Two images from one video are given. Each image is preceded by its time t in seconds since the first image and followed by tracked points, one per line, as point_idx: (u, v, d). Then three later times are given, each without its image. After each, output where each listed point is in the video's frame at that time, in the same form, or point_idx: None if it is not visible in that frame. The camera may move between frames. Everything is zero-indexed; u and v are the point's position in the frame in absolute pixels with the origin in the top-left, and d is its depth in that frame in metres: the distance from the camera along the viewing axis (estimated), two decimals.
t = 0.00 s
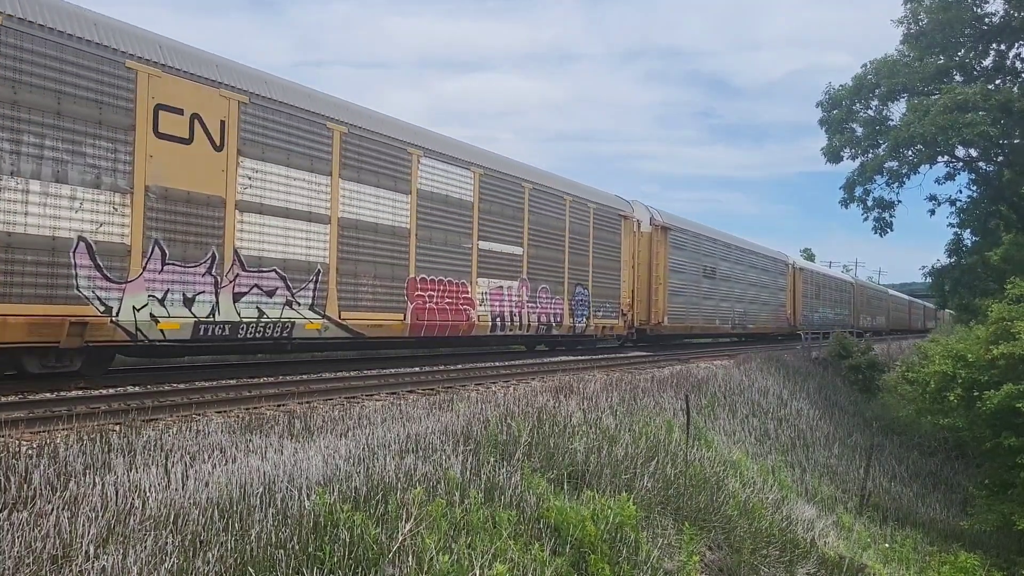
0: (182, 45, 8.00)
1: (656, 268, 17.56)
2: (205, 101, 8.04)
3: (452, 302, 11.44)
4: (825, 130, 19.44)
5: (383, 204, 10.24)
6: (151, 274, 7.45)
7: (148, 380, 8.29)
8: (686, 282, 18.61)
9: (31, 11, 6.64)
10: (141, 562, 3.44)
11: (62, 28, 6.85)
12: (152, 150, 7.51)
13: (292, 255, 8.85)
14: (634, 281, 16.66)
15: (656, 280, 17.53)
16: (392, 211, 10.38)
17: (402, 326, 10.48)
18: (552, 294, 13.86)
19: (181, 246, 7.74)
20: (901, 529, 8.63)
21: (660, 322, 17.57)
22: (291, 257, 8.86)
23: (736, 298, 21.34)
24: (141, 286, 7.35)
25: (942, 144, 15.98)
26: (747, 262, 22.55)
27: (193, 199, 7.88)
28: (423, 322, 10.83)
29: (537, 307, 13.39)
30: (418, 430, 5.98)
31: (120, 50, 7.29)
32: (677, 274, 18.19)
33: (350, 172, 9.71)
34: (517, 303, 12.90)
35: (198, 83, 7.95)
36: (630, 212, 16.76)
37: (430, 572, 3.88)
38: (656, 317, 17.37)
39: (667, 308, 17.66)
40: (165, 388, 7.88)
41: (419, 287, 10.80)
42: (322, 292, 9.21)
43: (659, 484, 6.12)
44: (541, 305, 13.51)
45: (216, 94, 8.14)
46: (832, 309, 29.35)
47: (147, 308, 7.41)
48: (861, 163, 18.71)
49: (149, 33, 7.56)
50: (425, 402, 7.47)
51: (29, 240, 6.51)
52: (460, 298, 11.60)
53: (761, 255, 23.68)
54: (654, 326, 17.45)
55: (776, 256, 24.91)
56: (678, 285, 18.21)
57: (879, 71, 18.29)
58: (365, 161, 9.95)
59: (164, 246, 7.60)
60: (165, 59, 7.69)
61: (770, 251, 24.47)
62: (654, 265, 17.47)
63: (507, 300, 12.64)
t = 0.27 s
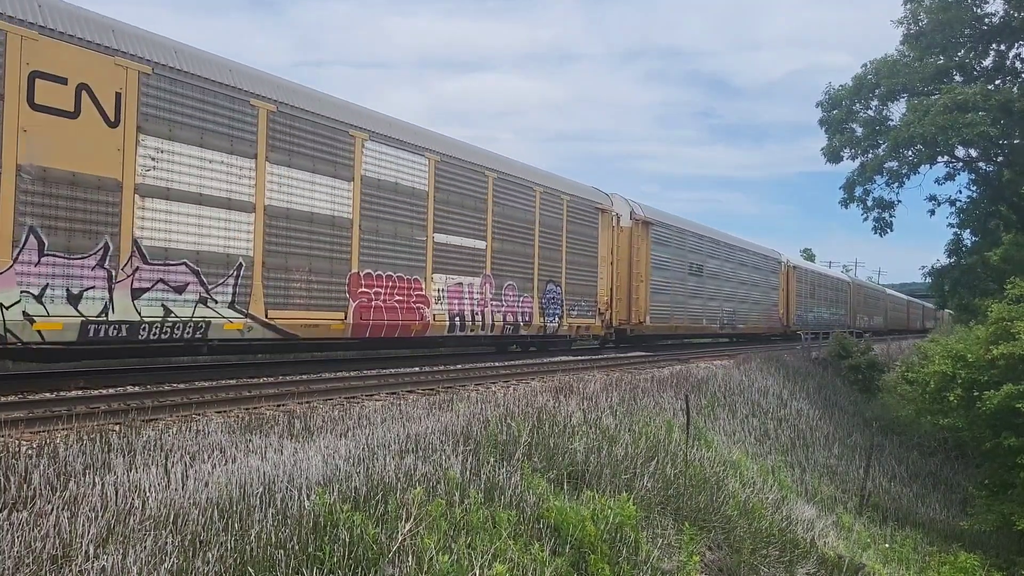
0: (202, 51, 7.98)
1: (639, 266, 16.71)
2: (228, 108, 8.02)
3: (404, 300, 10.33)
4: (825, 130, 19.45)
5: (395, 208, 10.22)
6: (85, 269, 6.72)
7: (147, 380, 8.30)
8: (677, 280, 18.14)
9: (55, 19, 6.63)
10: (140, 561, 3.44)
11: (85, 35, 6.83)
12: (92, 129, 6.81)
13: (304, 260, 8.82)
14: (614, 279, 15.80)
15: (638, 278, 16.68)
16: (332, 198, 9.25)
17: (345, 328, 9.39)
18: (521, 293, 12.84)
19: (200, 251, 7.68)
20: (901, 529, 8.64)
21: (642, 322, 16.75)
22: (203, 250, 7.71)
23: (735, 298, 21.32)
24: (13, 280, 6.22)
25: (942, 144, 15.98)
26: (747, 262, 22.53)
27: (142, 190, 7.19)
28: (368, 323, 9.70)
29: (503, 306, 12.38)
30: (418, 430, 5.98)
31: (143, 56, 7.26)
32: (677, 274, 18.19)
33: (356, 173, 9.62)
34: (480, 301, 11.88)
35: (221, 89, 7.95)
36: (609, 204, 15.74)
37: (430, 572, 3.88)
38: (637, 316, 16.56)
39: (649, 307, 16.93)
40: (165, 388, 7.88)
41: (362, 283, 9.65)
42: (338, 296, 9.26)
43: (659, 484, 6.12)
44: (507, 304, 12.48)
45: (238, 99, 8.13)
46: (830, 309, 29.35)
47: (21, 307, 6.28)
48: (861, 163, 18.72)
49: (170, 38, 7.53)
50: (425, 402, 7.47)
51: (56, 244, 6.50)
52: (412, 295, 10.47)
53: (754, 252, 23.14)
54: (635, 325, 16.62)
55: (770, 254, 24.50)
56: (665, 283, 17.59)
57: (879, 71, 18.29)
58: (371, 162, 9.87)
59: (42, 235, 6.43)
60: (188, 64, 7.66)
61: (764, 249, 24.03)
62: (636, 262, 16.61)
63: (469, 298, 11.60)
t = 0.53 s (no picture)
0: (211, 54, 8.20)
1: (618, 262, 15.86)
2: (235, 111, 8.23)
3: (344, 298, 9.47)
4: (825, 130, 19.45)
5: (394, 207, 10.33)
6: (4, 264, 6.25)
7: (147, 380, 8.30)
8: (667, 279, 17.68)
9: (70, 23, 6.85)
10: (141, 561, 3.44)
11: (99, 38, 7.03)
12: (38, 119, 6.51)
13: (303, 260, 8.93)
14: (590, 275, 14.98)
15: (617, 275, 15.83)
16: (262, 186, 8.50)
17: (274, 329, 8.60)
18: (482, 290, 12.03)
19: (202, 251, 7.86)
20: (901, 529, 8.64)
21: (622, 321, 15.89)
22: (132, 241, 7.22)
23: (735, 298, 21.28)
24: None
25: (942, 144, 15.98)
26: (746, 262, 22.46)
27: (95, 182, 6.92)
28: (303, 321, 8.87)
29: (462, 304, 11.55)
30: (418, 430, 5.98)
31: (154, 59, 7.47)
32: (676, 273, 18.15)
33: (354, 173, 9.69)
34: (436, 299, 11.04)
35: (228, 91, 8.15)
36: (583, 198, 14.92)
37: (430, 572, 3.88)
38: (616, 315, 15.69)
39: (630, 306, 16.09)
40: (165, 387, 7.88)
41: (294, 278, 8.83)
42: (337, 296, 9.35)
43: (659, 484, 6.12)
44: (465, 303, 11.63)
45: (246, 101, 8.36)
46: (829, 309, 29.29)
47: None
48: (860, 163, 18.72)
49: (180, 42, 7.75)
50: (425, 402, 7.47)
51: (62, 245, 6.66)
52: (355, 292, 9.64)
53: (746, 251, 22.60)
54: (614, 326, 15.75)
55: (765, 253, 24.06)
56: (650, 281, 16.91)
57: (879, 71, 18.30)
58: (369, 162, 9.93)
59: None
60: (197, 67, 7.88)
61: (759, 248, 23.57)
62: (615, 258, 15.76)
63: (423, 297, 10.77)
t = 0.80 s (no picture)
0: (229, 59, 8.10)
1: (595, 258, 14.81)
2: (253, 116, 8.15)
3: (272, 296, 8.29)
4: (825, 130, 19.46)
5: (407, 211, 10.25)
6: None
7: (147, 380, 8.31)
8: (657, 276, 17.04)
9: (89, 30, 6.75)
10: (140, 561, 3.45)
11: (118, 45, 6.93)
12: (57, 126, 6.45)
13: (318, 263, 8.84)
14: (564, 273, 13.97)
15: (594, 273, 14.75)
16: (166, 165, 7.30)
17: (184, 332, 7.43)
18: (439, 287, 10.78)
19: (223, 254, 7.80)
20: (901, 529, 8.64)
21: (600, 321, 14.83)
22: (96, 237, 6.75)
23: (735, 298, 21.24)
24: None
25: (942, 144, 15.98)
26: (746, 260, 22.31)
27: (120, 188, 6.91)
28: (220, 320, 7.69)
29: (415, 302, 10.29)
30: (418, 430, 5.99)
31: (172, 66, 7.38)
32: (676, 273, 18.14)
33: (366, 176, 9.56)
34: (385, 297, 9.79)
35: (246, 97, 8.07)
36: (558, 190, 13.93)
37: (430, 572, 3.88)
38: (592, 315, 14.63)
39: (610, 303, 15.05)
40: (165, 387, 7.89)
41: (208, 272, 7.66)
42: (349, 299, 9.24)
43: (659, 484, 6.13)
44: (418, 301, 10.35)
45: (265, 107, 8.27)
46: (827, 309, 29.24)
47: None
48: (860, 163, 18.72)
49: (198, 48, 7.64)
50: (425, 402, 7.47)
51: (81, 249, 6.61)
52: (285, 289, 8.44)
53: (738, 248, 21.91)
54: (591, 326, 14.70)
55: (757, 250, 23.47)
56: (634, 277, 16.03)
57: (879, 71, 18.30)
58: (381, 163, 9.79)
59: None
60: (215, 74, 7.79)
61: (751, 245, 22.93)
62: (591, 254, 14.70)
63: (368, 294, 9.53)
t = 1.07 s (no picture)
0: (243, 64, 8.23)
1: (569, 253, 13.82)
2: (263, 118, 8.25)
3: (185, 293, 7.40)
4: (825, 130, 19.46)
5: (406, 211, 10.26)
6: None
7: (147, 380, 8.32)
8: (643, 274, 16.45)
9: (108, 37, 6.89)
10: (140, 562, 3.45)
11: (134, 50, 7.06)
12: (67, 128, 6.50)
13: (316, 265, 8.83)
14: (535, 270, 13.13)
15: (568, 270, 13.78)
16: (43, 141, 6.32)
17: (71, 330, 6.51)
18: (388, 285, 9.91)
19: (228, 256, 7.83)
20: (900, 529, 8.65)
21: (575, 319, 13.96)
22: (55, 238, 6.42)
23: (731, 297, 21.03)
24: None
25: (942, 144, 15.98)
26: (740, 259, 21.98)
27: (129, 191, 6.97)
28: (121, 319, 6.82)
29: (359, 301, 9.40)
30: (418, 430, 5.99)
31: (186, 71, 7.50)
32: (677, 273, 18.14)
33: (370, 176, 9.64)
34: (322, 294, 8.87)
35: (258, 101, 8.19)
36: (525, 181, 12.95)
37: (429, 572, 3.88)
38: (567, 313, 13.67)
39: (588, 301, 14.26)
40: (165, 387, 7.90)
41: (123, 266, 6.89)
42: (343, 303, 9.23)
43: (659, 484, 6.13)
44: (360, 300, 9.44)
45: (276, 110, 8.39)
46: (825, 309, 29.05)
47: None
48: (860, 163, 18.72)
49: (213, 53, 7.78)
50: (425, 402, 7.47)
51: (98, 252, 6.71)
52: (199, 286, 7.52)
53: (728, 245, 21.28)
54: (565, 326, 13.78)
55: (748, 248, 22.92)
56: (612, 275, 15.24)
57: (879, 71, 18.31)
58: (385, 165, 9.89)
59: None
60: (229, 79, 7.93)
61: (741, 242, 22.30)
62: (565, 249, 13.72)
63: (302, 291, 8.62)
